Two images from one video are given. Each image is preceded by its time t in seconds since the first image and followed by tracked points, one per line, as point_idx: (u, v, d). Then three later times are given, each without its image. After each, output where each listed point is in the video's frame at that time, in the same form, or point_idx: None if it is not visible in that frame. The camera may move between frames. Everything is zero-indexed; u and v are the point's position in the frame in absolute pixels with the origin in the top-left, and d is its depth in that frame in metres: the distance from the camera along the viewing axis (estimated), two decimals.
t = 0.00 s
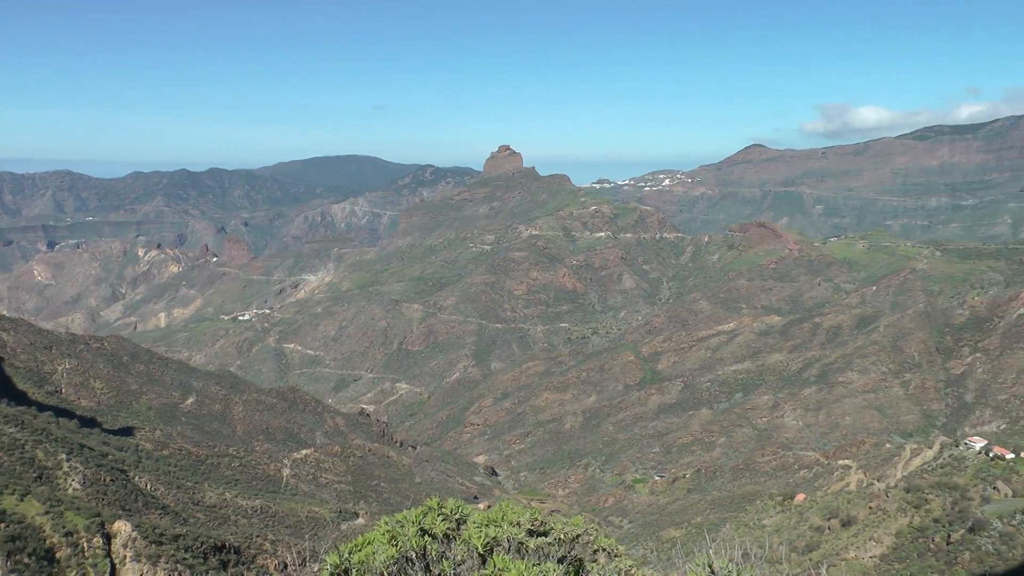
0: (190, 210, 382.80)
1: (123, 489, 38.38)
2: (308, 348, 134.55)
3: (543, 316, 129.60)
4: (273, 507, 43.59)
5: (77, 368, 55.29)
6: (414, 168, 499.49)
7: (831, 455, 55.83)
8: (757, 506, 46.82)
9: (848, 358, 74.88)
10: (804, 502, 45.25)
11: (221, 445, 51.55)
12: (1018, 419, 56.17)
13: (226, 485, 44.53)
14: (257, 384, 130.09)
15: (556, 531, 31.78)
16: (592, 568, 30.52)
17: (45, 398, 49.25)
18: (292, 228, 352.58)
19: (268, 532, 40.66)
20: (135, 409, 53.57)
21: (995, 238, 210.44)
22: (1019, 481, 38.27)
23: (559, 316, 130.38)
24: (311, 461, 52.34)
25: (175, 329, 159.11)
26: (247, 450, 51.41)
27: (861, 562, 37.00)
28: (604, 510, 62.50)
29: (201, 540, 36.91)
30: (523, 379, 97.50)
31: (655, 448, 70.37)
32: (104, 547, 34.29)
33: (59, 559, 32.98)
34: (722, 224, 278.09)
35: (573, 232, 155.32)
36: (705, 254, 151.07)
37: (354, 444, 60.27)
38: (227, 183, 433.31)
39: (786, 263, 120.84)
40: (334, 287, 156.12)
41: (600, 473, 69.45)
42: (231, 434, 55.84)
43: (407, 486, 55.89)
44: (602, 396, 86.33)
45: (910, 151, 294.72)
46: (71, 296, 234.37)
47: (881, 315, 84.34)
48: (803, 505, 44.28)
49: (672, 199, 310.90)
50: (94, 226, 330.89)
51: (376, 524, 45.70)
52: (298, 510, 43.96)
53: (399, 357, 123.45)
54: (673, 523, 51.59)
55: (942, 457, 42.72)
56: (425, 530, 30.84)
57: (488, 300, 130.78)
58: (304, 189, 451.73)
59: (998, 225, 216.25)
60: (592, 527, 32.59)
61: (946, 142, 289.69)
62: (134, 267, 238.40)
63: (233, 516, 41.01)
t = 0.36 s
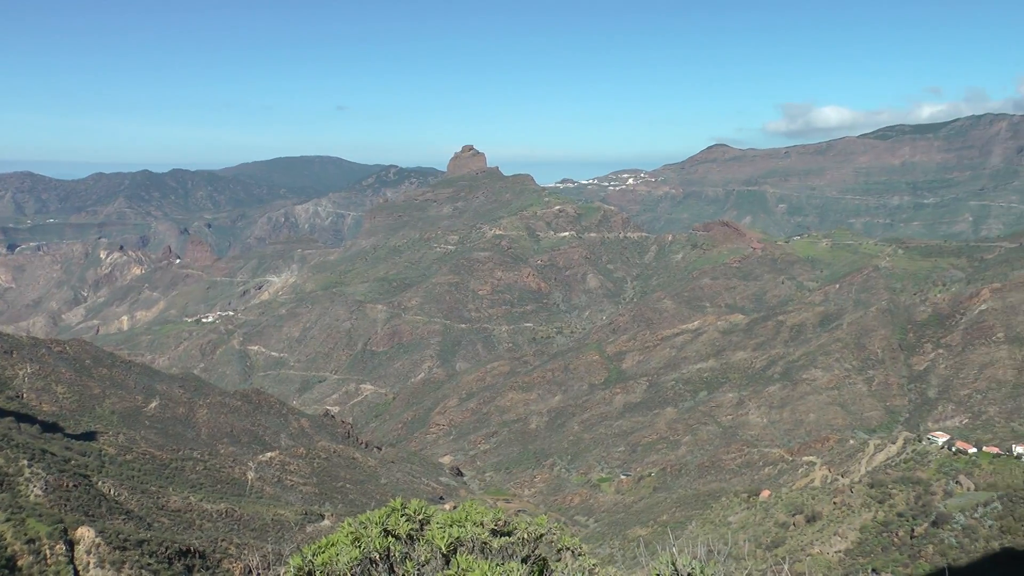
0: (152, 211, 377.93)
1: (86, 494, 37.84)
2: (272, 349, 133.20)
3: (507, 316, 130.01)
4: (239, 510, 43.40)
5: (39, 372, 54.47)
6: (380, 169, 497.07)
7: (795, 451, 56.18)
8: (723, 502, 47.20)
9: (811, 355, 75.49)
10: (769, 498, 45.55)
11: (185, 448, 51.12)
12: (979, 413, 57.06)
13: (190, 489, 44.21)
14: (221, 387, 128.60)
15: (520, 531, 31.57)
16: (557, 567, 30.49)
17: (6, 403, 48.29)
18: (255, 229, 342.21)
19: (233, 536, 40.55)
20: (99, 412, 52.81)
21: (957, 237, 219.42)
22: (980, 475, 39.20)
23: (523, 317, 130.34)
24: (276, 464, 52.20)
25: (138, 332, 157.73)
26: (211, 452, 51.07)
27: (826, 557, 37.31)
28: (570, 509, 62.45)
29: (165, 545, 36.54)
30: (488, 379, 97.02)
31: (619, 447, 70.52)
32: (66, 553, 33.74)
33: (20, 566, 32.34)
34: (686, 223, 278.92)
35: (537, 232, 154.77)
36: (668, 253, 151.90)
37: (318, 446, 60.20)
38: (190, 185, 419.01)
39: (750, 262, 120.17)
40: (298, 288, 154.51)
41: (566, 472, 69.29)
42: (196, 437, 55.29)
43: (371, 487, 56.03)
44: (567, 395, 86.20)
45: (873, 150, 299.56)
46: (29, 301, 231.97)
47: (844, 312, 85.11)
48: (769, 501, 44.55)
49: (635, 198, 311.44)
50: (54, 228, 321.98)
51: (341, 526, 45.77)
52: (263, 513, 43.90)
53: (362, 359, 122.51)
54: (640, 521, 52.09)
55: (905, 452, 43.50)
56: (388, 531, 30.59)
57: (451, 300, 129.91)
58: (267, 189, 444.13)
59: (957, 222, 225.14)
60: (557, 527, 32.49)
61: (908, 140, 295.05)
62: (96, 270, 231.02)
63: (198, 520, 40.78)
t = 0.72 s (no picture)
0: (112, 214, 374.13)
1: (44, 502, 37.30)
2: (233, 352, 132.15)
3: (470, 316, 129.96)
4: (201, 515, 43.26)
5: None
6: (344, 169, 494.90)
7: (757, 449, 56.71)
8: (687, 502, 47.61)
9: (773, 354, 76.29)
10: (732, 496, 45.98)
11: (146, 453, 50.71)
12: (939, 409, 59.05)
13: (152, 494, 43.88)
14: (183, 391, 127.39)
15: (481, 531, 31.62)
16: (517, 568, 30.58)
17: None
18: (216, 230, 339.92)
19: (195, 541, 40.33)
20: (58, 418, 52.10)
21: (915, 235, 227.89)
22: (940, 470, 39.94)
23: (486, 317, 130.69)
24: (238, 468, 52.09)
25: (96, 336, 156.19)
26: (173, 457, 50.72)
27: (789, 553, 37.55)
28: (534, 509, 62.60)
29: (127, 551, 36.18)
30: (451, 380, 96.89)
31: (583, 447, 70.64)
32: (25, 562, 33.22)
33: None
34: (648, 223, 280.47)
35: (499, 233, 154.59)
36: (630, 253, 152.87)
37: (281, 449, 60.06)
38: (150, 186, 414.48)
39: (711, 262, 121.58)
40: (259, 291, 153.26)
41: (529, 473, 69.26)
42: (157, 442, 54.79)
43: (335, 489, 56.08)
44: (530, 395, 86.27)
45: (833, 150, 305.90)
46: None
47: (805, 311, 86.48)
48: (732, 499, 45.04)
49: (598, 198, 312.87)
50: (10, 230, 315.17)
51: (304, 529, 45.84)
52: (226, 518, 43.80)
53: (325, 361, 121.98)
54: (604, 520, 52.51)
55: (866, 448, 44.12)
56: (349, 534, 30.51)
57: (413, 301, 129.57)
58: (228, 190, 437.97)
59: (918, 222, 232.91)
60: (516, 527, 32.57)
61: (867, 140, 302.68)
62: (54, 273, 227.24)
63: (161, 526, 40.47)
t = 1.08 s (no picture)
0: (75, 214, 369.34)
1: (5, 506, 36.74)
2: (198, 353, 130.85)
3: (435, 318, 130.18)
4: (165, 518, 43.05)
5: None
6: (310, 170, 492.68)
7: (721, 450, 57.17)
8: (652, 503, 47.98)
9: (738, 354, 76.85)
10: (697, 497, 46.33)
11: (109, 456, 50.26)
12: (902, 409, 61.58)
13: (116, 498, 43.54)
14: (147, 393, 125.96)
15: (443, 533, 31.60)
16: (479, 569, 30.64)
17: None
18: (181, 231, 337.39)
19: (159, 544, 40.09)
20: (20, 421, 51.35)
21: (880, 237, 230.40)
22: (903, 469, 40.34)
23: (451, 318, 130.98)
24: (202, 470, 51.96)
25: (58, 338, 154.64)
26: (137, 460, 50.35)
27: (754, 552, 37.76)
28: (499, 510, 62.55)
29: (91, 555, 35.80)
30: (416, 381, 96.77)
31: (548, 448, 70.69)
32: None
33: None
34: (613, 225, 281.55)
35: (464, 235, 154.55)
36: (594, 254, 153.72)
37: (246, 451, 59.90)
38: (114, 186, 410.34)
39: (677, 262, 122.53)
40: (223, 292, 152.05)
41: (494, 473, 69.16)
42: (121, 445, 54.26)
43: (300, 491, 56.06)
44: (495, 396, 86.26)
45: (797, 152, 309.93)
46: None
47: (769, 313, 87.61)
48: (697, 499, 45.33)
49: (563, 199, 314.04)
50: None
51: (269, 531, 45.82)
52: (189, 521, 43.67)
53: (290, 362, 121.41)
54: (570, 521, 52.79)
55: (830, 448, 44.51)
56: (312, 536, 30.34)
57: (378, 302, 129.48)
58: (193, 189, 433.07)
59: (881, 224, 237.70)
60: (478, 528, 32.61)
61: (830, 143, 308.31)
62: (16, 274, 224.33)
63: (124, 529, 40.15)
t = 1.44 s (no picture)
0: (44, 213, 365.19)
1: None
2: (169, 353, 129.77)
3: (407, 317, 130.11)
4: (138, 521, 42.83)
5: None
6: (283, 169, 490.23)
7: (694, 448, 57.53)
8: (625, 501, 48.21)
9: (710, 352, 77.29)
10: (670, 494, 46.64)
11: (79, 457, 49.77)
12: (874, 406, 62.21)
13: (87, 500, 43.22)
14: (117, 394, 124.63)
15: (415, 532, 31.51)
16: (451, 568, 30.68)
17: None
18: (152, 231, 334.60)
19: (131, 547, 39.87)
20: None
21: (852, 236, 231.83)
22: (875, 466, 40.80)
23: (423, 318, 131.03)
24: (174, 472, 51.77)
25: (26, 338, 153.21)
26: (108, 462, 49.96)
27: (727, 549, 38.03)
28: (472, 509, 62.54)
29: (61, 559, 35.45)
30: (388, 381, 96.65)
31: (521, 447, 70.82)
32: None
33: None
34: (585, 224, 282.01)
35: (436, 234, 154.29)
36: (566, 253, 154.25)
37: (218, 451, 59.69)
38: (84, 185, 406.52)
39: (649, 261, 123.14)
40: (194, 292, 150.96)
41: (468, 473, 69.14)
42: (91, 446, 53.74)
43: (273, 492, 55.98)
44: (468, 395, 86.25)
45: (768, 152, 311.55)
46: None
47: (741, 311, 88.32)
48: (670, 497, 45.64)
49: (535, 198, 314.63)
50: None
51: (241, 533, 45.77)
52: (162, 524, 43.49)
53: (262, 363, 120.89)
54: (543, 520, 52.99)
55: (803, 445, 44.93)
56: (282, 537, 30.20)
57: (351, 302, 129.34)
58: (164, 189, 430.04)
59: (851, 223, 239.33)
60: (451, 526, 32.66)
61: (802, 143, 310.74)
62: None
63: (95, 532, 39.84)
